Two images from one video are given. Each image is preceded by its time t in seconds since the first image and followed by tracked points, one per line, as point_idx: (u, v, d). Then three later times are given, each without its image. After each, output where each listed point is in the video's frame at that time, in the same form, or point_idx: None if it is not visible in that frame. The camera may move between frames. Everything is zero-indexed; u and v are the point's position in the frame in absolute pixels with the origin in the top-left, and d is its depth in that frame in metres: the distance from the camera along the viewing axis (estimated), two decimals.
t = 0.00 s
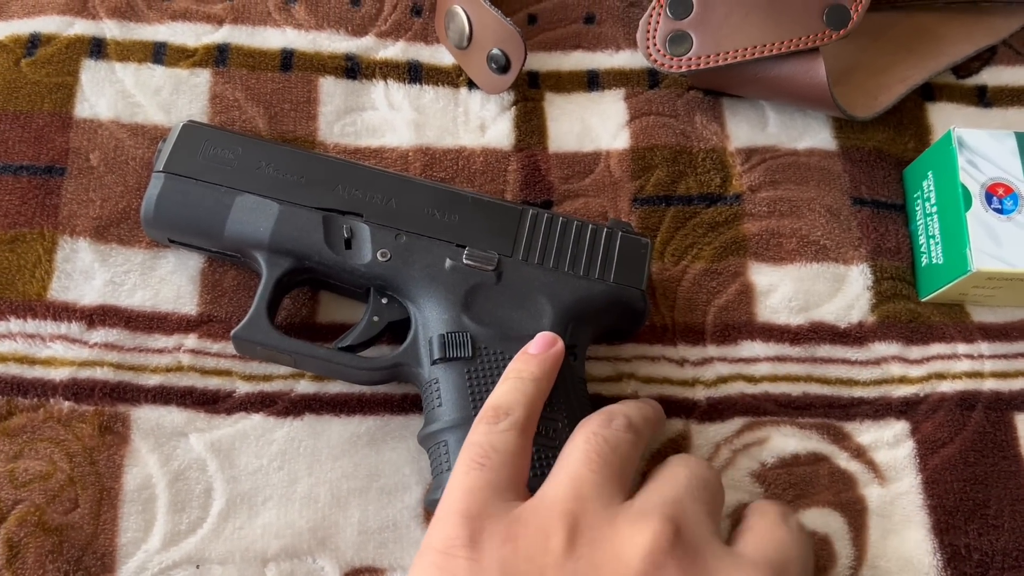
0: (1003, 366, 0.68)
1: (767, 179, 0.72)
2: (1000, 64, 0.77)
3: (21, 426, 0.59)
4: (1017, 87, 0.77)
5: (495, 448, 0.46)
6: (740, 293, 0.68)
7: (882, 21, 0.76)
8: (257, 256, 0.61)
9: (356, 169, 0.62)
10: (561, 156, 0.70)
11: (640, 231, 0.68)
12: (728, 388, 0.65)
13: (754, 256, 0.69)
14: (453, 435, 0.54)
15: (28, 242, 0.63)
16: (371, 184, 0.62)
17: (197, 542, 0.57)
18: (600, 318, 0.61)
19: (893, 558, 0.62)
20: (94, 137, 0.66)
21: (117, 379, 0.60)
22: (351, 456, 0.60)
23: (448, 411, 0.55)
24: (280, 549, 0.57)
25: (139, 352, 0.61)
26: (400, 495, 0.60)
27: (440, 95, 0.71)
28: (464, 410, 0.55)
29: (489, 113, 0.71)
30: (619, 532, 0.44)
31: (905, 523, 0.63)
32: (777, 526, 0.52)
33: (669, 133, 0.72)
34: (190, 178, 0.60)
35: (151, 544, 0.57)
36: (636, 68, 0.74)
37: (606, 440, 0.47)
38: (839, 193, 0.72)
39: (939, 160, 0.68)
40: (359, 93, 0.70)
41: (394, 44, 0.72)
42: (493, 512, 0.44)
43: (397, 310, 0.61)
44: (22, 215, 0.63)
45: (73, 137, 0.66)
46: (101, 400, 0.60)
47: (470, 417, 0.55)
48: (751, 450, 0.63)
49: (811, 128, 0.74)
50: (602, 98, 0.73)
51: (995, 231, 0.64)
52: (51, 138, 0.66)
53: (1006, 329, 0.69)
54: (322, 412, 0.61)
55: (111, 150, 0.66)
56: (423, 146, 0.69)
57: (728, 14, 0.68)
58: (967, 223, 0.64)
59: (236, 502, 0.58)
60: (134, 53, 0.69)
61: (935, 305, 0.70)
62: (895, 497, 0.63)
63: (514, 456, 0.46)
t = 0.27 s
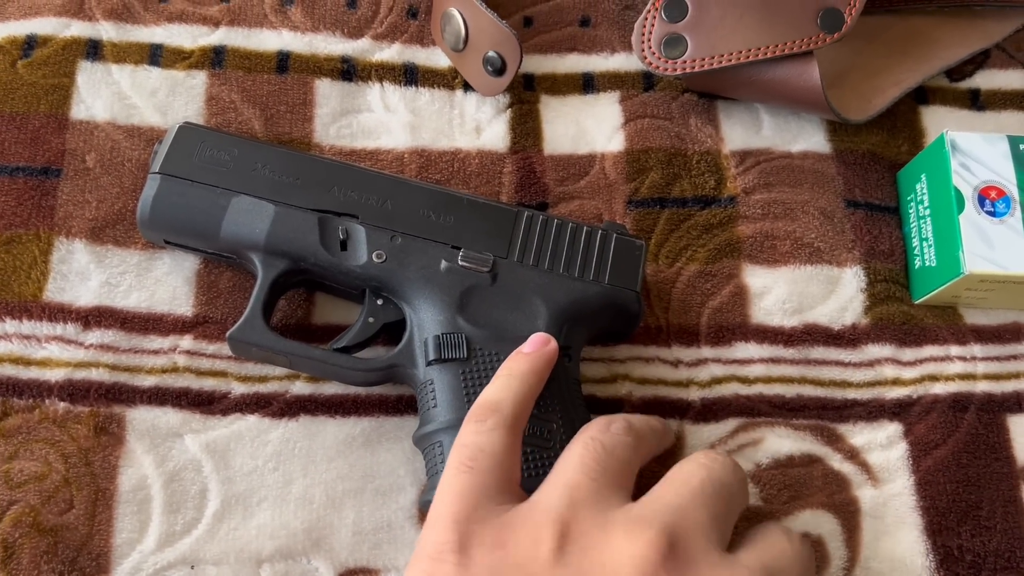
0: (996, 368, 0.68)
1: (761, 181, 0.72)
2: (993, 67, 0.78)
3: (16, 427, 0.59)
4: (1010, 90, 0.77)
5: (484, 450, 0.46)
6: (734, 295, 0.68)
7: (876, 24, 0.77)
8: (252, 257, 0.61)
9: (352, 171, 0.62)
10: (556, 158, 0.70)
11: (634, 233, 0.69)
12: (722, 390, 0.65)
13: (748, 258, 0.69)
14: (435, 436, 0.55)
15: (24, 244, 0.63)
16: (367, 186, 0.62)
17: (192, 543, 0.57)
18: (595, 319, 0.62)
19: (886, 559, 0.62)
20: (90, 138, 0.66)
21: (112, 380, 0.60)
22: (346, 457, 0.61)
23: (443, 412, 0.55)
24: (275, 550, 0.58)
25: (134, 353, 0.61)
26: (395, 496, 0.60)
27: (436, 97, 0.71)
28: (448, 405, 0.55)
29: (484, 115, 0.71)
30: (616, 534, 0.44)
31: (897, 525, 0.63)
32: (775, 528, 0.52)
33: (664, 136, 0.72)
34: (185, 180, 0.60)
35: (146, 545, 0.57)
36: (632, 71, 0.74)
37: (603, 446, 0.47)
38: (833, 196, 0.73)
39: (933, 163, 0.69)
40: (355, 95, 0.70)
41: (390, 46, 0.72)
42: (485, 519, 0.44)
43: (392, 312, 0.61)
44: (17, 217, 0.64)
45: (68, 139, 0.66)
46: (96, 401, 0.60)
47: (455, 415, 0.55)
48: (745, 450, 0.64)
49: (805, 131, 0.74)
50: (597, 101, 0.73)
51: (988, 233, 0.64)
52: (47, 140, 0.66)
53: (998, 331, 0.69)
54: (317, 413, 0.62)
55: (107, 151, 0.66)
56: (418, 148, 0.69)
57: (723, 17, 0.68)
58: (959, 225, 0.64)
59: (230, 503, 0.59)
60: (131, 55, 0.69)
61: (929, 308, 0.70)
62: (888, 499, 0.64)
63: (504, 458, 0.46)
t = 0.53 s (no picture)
0: (973, 364, 0.69)
1: (743, 180, 0.73)
2: (972, 69, 0.79)
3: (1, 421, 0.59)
4: (988, 91, 0.78)
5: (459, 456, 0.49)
6: (716, 292, 0.68)
7: (856, 27, 0.78)
8: (237, 253, 0.61)
9: (336, 168, 0.63)
10: (540, 157, 0.71)
11: (617, 230, 0.69)
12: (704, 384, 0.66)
13: (729, 256, 0.70)
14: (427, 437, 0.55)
15: (11, 239, 0.64)
16: (351, 183, 0.63)
17: (176, 535, 0.58)
18: (575, 315, 0.63)
19: (865, 552, 0.63)
20: (77, 136, 0.67)
21: (98, 375, 0.61)
22: (329, 451, 0.61)
23: (426, 405, 0.56)
24: (259, 543, 0.58)
25: (119, 348, 0.62)
26: (379, 490, 0.61)
27: (421, 96, 0.72)
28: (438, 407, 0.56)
29: (469, 114, 0.72)
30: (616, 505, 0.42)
31: (876, 519, 0.64)
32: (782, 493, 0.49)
33: (647, 135, 0.73)
34: (171, 176, 0.61)
35: (130, 538, 0.57)
36: (615, 71, 0.75)
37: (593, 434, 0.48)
38: (814, 194, 0.73)
39: (911, 163, 0.70)
40: (341, 94, 0.71)
41: (376, 45, 0.73)
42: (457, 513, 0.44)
43: (377, 307, 0.62)
44: (5, 213, 0.64)
45: (56, 136, 0.67)
46: (81, 395, 0.60)
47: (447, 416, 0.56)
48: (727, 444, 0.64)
49: (787, 130, 0.75)
50: (580, 100, 0.74)
51: (965, 232, 0.65)
52: (34, 137, 0.66)
53: (976, 328, 0.70)
54: (301, 408, 0.62)
55: (94, 148, 0.67)
56: (403, 146, 0.70)
57: (704, 18, 0.69)
58: (937, 224, 0.66)
59: (214, 496, 0.59)
60: (118, 53, 0.69)
61: (907, 305, 0.71)
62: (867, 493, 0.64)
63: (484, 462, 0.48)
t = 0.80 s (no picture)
0: (982, 351, 0.69)
1: (752, 168, 0.73)
2: (980, 57, 0.79)
3: (13, 405, 0.59)
4: (996, 80, 0.78)
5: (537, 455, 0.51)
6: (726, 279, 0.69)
7: (864, 16, 0.78)
8: (249, 237, 0.61)
9: (347, 153, 0.63)
10: (550, 144, 0.71)
11: (627, 217, 0.70)
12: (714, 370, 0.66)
13: (739, 243, 0.70)
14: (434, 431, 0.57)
15: (22, 225, 0.64)
16: (362, 168, 0.63)
17: (189, 519, 0.58)
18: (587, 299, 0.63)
19: (874, 538, 0.63)
20: (87, 121, 0.67)
21: (109, 359, 0.61)
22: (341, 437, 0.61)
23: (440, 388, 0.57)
24: (271, 527, 0.58)
25: (131, 333, 0.62)
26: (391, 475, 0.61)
27: (431, 82, 0.72)
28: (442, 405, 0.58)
29: (478, 100, 0.72)
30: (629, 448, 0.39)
31: (885, 504, 0.64)
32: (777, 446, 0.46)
33: (656, 123, 0.73)
34: (183, 161, 0.61)
35: (143, 522, 0.57)
36: (625, 58, 0.75)
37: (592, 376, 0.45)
38: (823, 182, 0.73)
39: (920, 149, 0.69)
40: (351, 80, 0.71)
41: (386, 32, 0.73)
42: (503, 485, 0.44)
43: (389, 292, 0.62)
44: (15, 198, 0.64)
45: (66, 121, 0.66)
46: (93, 380, 0.60)
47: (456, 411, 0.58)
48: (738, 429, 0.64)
49: (796, 118, 0.75)
50: (590, 88, 0.74)
51: (974, 218, 0.65)
52: (44, 122, 0.66)
53: (985, 315, 0.70)
54: (313, 393, 0.62)
55: (104, 134, 0.67)
56: (414, 133, 0.70)
57: (714, 5, 0.69)
58: (947, 211, 0.66)
59: (227, 480, 0.59)
60: (128, 39, 0.69)
61: (916, 293, 0.71)
62: (877, 479, 0.65)
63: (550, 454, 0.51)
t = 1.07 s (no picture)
0: (980, 356, 0.68)
1: (749, 170, 0.72)
2: (978, 58, 0.78)
3: None
4: (994, 82, 0.77)
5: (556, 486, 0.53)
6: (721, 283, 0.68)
7: (861, 17, 0.77)
8: (236, 241, 0.60)
9: (336, 155, 0.62)
10: (543, 146, 0.70)
11: (622, 220, 0.68)
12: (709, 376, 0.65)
13: (735, 247, 0.69)
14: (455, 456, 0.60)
15: (3, 228, 0.62)
16: (352, 170, 0.61)
17: (174, 529, 0.57)
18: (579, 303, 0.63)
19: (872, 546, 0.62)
20: (71, 122, 0.65)
21: (93, 366, 0.60)
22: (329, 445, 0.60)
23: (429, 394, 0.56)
24: (258, 537, 0.57)
25: (115, 339, 0.61)
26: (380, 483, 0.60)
27: (422, 83, 0.70)
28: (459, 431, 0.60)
29: (470, 101, 0.71)
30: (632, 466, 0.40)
31: (882, 512, 0.63)
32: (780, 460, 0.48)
33: (651, 124, 0.72)
34: (168, 162, 0.59)
35: (126, 532, 0.56)
36: (619, 59, 0.74)
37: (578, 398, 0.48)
38: (820, 184, 0.72)
39: (918, 151, 0.68)
40: (340, 81, 0.69)
41: (376, 31, 0.71)
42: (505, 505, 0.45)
43: (378, 297, 0.62)
44: None
45: (49, 122, 0.65)
46: (76, 386, 0.59)
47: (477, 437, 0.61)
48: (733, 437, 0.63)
49: (793, 119, 0.74)
50: (585, 88, 0.73)
51: (972, 222, 0.65)
52: (27, 123, 0.65)
53: (983, 320, 0.70)
54: (300, 400, 0.61)
55: (88, 135, 0.65)
56: (404, 134, 0.68)
57: (711, 6, 0.68)
58: (945, 214, 0.65)
59: (213, 490, 0.58)
60: (112, 38, 0.68)
61: (915, 297, 0.70)
62: (875, 486, 0.64)
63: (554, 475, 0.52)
